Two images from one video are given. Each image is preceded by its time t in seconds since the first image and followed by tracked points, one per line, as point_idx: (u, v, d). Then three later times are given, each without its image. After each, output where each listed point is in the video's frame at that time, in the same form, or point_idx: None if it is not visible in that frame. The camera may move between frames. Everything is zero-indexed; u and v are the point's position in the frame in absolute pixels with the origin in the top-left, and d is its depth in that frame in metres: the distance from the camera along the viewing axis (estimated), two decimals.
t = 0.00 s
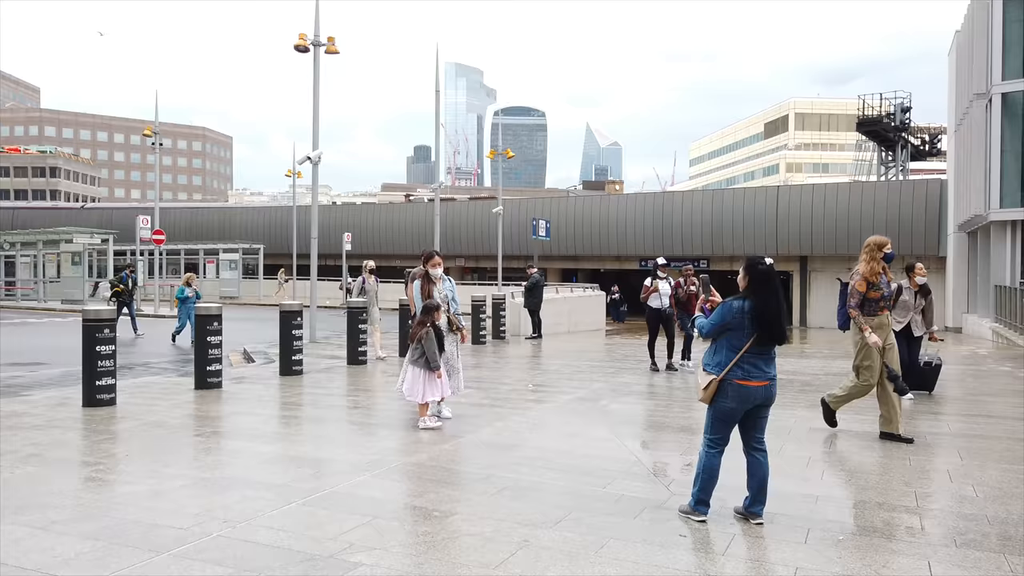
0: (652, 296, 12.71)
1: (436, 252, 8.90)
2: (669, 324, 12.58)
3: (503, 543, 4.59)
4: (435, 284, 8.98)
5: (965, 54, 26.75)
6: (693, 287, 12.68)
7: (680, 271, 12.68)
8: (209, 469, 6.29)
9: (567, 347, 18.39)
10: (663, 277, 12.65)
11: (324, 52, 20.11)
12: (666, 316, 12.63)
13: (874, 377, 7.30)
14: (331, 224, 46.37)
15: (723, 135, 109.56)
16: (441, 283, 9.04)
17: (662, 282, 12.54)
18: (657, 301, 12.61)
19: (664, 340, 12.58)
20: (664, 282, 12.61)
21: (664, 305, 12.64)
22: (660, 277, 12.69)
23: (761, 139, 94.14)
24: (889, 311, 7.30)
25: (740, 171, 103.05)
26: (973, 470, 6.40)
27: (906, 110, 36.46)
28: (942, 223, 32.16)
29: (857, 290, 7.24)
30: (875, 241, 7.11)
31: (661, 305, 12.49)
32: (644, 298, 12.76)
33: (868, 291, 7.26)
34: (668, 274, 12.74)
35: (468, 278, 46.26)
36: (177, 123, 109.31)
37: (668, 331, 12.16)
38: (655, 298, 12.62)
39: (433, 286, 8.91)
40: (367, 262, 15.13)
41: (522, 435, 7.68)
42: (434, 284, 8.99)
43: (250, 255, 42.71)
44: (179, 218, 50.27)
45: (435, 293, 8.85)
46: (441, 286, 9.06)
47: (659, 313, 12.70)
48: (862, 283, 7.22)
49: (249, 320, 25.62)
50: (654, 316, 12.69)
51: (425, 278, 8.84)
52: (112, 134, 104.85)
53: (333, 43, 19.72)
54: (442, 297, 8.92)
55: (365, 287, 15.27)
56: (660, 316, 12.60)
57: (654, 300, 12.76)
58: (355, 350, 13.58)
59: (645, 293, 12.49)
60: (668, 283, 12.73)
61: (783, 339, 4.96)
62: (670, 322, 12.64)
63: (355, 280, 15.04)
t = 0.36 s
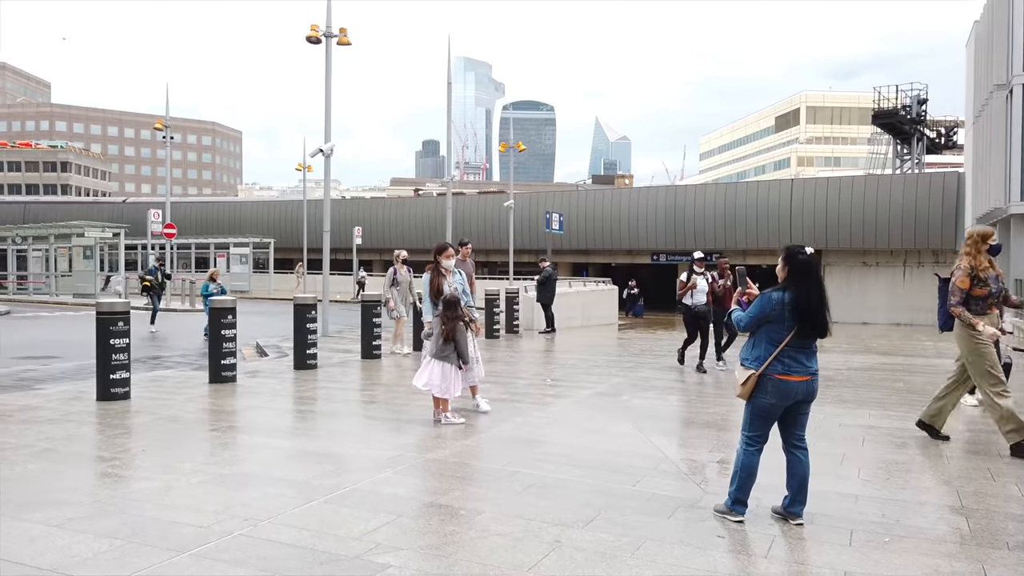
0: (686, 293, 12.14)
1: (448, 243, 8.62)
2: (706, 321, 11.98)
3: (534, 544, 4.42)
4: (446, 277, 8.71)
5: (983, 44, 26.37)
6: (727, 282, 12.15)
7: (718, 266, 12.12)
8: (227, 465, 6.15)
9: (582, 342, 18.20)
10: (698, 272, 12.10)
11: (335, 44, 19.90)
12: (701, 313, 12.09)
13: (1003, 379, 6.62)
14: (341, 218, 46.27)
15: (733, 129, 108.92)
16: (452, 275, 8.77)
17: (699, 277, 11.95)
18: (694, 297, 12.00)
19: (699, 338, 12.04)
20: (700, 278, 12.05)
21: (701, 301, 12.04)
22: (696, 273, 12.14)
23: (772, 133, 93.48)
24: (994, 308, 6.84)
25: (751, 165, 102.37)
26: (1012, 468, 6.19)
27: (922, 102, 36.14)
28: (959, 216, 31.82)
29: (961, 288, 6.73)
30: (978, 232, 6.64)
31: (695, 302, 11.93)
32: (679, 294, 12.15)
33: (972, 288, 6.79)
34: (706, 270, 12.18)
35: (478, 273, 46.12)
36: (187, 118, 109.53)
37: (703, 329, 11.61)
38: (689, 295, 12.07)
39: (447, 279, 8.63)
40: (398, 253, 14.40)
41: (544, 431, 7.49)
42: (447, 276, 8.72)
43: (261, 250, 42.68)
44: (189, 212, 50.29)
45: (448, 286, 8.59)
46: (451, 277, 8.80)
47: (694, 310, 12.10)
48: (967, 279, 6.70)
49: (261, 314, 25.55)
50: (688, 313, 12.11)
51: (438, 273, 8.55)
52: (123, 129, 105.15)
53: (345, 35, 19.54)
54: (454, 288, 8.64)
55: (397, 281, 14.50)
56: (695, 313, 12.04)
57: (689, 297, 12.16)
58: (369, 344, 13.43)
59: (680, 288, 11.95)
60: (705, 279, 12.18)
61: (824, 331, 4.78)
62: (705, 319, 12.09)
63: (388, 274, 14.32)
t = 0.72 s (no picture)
0: (723, 289, 11.28)
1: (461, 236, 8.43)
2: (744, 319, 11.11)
3: (562, 545, 4.25)
4: (462, 270, 8.54)
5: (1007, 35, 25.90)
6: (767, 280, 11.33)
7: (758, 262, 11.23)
8: (246, 460, 6.02)
9: (599, 336, 18.01)
10: (735, 267, 11.27)
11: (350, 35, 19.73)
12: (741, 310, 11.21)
13: None
14: (354, 212, 46.18)
15: (748, 122, 108.08)
16: (469, 269, 8.60)
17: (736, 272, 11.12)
18: (731, 295, 11.14)
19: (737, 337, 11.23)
20: (737, 274, 11.21)
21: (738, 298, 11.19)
22: (732, 269, 11.31)
23: (787, 126, 92.62)
24: None
25: (765, 159, 101.58)
26: None
27: (943, 93, 35.71)
28: (980, 209, 31.32)
29: None
30: None
31: (734, 299, 11.07)
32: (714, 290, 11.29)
33: None
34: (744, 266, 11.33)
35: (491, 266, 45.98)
36: (201, 113, 109.92)
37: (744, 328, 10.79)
38: (726, 292, 11.22)
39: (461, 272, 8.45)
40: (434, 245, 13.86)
41: (566, 426, 7.32)
42: (462, 269, 8.55)
43: (274, 243, 42.71)
44: (203, 206, 50.41)
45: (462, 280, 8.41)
46: (468, 271, 8.64)
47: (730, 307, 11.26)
48: None
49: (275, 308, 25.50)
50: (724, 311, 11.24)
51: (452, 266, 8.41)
52: (137, 123, 105.68)
53: (360, 26, 19.37)
54: (469, 282, 8.46)
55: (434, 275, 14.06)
56: (734, 311, 11.21)
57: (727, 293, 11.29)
58: (385, 338, 13.31)
59: (716, 285, 11.10)
60: (742, 275, 11.35)
61: (866, 326, 4.59)
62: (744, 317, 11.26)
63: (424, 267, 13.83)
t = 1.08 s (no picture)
0: (754, 271, 10.43)
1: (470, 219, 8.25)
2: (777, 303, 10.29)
3: (577, 533, 4.07)
4: (471, 253, 8.32)
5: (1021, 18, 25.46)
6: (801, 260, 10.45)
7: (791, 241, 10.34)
8: (248, 446, 5.84)
9: (607, 323, 17.82)
10: (767, 248, 10.41)
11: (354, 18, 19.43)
12: (773, 295, 10.38)
13: None
14: (360, 200, 45.96)
15: (754, 109, 107.32)
16: (477, 252, 8.37)
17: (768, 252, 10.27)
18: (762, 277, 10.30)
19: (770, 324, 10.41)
20: (769, 254, 10.37)
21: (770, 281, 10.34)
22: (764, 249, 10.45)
23: (794, 114, 91.95)
24: None
25: (772, 147, 100.88)
26: None
27: (955, 79, 35.31)
28: (991, 195, 30.93)
29: None
30: None
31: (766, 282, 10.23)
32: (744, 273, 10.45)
33: None
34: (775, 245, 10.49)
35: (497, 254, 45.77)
36: (205, 101, 109.65)
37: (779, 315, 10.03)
38: (758, 275, 10.38)
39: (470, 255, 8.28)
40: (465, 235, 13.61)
41: (578, 412, 7.13)
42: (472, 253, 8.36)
43: (279, 231, 42.56)
44: (208, 194, 50.28)
45: (471, 263, 8.23)
46: (477, 254, 8.42)
47: (762, 290, 10.43)
48: None
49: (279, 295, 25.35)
50: (755, 295, 10.42)
51: (458, 249, 8.20)
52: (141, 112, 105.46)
53: (364, 9, 19.07)
54: (478, 266, 8.27)
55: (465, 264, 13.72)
56: (765, 295, 10.38)
57: (757, 276, 10.45)
58: (391, 324, 13.14)
59: (747, 268, 10.25)
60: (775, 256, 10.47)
61: (895, 305, 4.37)
62: (777, 302, 10.43)
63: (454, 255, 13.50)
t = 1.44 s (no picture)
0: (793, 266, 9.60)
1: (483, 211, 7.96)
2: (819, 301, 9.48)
3: (591, 546, 3.84)
4: (481, 246, 8.03)
5: None
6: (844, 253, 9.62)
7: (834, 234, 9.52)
8: (248, 447, 5.62)
9: (617, 317, 17.54)
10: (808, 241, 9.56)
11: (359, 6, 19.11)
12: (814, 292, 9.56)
13: None
14: (366, 191, 45.73)
15: (764, 99, 106.36)
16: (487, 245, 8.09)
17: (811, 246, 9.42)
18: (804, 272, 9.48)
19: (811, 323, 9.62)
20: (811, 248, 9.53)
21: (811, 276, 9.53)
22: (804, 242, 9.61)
23: (804, 103, 91.07)
24: None
25: (782, 137, 99.94)
26: None
27: (970, 67, 34.71)
28: (1007, 185, 30.47)
29: None
30: None
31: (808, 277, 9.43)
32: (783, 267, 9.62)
33: None
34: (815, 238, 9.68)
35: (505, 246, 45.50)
36: (212, 92, 109.46)
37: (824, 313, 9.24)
38: (798, 270, 9.56)
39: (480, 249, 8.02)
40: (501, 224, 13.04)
41: (590, 412, 6.88)
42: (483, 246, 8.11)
43: (286, 223, 42.38)
44: (214, 185, 50.15)
45: (481, 258, 7.97)
46: (488, 247, 8.16)
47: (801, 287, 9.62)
48: None
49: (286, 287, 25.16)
50: (795, 292, 9.60)
51: (465, 242, 7.94)
52: (149, 103, 105.31)
53: None
54: (487, 260, 8.02)
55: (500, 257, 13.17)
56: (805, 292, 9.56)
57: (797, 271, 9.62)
58: (397, 318, 12.93)
59: (786, 262, 9.46)
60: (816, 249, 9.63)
61: (933, 302, 4.10)
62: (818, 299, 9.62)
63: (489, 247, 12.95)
